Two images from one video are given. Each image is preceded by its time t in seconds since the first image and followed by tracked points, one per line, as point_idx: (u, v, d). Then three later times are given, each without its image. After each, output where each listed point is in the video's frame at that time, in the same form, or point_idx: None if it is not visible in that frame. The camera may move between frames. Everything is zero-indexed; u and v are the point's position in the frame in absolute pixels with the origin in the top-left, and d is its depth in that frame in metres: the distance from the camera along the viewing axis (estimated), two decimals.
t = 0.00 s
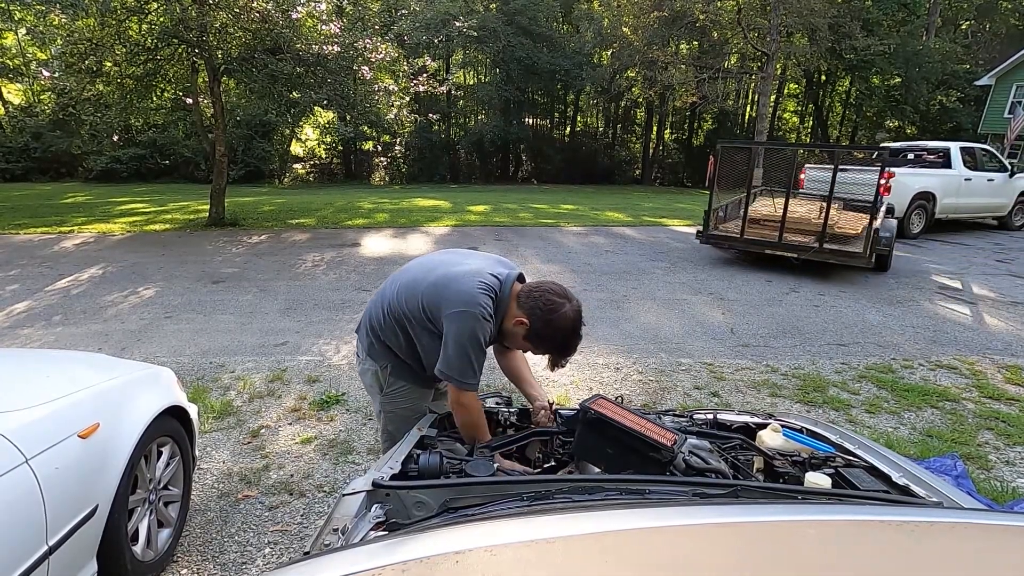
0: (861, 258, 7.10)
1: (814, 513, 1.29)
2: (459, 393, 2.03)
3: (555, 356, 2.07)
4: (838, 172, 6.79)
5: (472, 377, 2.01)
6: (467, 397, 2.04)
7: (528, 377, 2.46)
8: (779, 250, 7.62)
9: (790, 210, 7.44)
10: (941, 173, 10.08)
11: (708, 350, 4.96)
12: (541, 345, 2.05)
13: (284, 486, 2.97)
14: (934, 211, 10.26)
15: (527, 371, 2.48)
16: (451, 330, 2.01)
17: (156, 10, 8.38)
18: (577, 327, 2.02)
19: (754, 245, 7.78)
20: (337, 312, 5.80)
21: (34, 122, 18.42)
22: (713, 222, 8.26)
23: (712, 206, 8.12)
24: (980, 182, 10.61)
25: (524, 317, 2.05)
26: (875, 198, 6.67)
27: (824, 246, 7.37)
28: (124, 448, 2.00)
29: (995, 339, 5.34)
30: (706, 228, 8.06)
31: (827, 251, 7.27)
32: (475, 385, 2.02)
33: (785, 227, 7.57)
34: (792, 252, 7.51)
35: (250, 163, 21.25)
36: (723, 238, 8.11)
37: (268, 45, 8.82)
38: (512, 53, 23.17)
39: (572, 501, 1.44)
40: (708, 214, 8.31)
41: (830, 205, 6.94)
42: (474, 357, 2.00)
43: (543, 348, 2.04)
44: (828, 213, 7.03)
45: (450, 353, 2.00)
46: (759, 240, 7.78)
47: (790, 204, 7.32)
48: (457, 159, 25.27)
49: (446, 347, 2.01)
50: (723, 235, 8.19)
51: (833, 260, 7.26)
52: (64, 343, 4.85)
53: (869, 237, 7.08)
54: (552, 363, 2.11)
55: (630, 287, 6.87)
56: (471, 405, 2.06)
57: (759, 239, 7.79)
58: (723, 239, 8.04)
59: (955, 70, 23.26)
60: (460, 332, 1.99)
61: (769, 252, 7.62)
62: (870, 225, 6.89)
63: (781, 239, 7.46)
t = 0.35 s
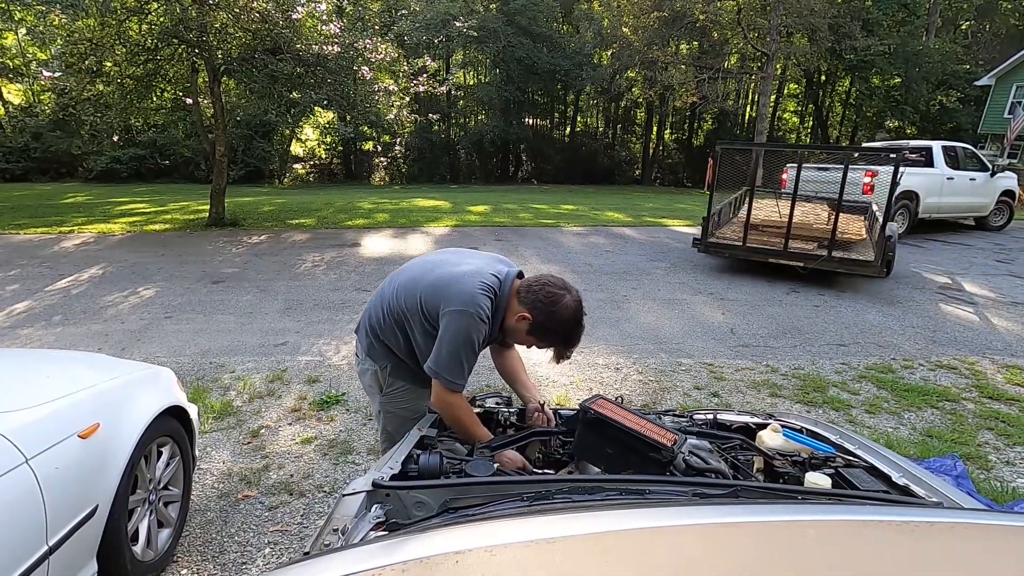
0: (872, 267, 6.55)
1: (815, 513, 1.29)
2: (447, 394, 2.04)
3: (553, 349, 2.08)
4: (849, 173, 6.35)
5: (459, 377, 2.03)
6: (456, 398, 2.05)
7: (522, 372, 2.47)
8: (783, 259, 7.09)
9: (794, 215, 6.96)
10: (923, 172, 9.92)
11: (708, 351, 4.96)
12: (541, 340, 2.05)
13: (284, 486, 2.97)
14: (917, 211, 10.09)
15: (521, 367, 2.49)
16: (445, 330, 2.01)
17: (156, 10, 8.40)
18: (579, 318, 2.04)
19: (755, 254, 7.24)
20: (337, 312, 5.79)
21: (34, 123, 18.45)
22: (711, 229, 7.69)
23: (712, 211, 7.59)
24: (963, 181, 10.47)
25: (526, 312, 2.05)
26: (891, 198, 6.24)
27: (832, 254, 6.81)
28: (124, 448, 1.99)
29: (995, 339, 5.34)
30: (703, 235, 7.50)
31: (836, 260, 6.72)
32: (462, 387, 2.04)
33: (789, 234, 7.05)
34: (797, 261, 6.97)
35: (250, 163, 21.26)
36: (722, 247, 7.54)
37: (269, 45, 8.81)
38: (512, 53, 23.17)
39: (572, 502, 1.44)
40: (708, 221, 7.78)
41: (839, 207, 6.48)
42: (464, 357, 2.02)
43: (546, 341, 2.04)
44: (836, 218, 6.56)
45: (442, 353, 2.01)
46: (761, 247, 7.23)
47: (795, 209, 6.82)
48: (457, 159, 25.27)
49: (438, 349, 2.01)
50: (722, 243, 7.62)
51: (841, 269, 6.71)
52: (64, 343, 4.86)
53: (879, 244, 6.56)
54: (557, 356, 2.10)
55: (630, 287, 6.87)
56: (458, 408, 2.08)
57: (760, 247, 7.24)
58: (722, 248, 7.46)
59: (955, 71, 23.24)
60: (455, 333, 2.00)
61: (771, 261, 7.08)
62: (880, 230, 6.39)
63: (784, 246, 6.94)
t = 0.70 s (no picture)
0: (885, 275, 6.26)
1: (816, 513, 1.29)
2: (461, 390, 2.03)
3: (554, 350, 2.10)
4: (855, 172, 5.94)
5: (471, 375, 2.02)
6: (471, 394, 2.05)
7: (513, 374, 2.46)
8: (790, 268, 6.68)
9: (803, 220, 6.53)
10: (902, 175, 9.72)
11: (708, 350, 4.96)
12: (544, 341, 2.07)
13: (284, 486, 2.97)
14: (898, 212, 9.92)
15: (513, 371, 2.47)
16: (453, 330, 2.01)
17: (156, 9, 8.40)
18: (580, 319, 2.05)
19: (761, 262, 6.78)
20: (337, 312, 5.79)
21: (33, 124, 18.44)
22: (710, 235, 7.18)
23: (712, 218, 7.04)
24: (942, 178, 10.31)
25: (528, 313, 2.05)
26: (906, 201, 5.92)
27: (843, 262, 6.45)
28: (124, 447, 2.00)
29: (995, 339, 5.34)
30: (705, 242, 6.97)
31: (847, 268, 6.40)
32: (475, 385, 2.03)
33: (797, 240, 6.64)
34: (806, 269, 6.58)
35: (250, 163, 21.24)
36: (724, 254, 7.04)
37: (268, 45, 8.80)
38: (512, 53, 23.17)
39: (572, 501, 1.44)
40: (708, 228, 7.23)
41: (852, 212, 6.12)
42: (474, 356, 2.02)
43: (548, 342, 2.06)
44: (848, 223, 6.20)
45: (451, 351, 2.00)
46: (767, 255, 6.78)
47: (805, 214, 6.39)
48: (457, 159, 25.26)
49: (448, 348, 2.01)
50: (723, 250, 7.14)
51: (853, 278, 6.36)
52: (64, 343, 4.85)
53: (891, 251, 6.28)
54: (555, 359, 2.13)
55: (630, 287, 6.88)
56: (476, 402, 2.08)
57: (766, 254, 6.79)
58: (725, 256, 6.97)
59: (955, 71, 23.24)
60: (462, 333, 2.00)
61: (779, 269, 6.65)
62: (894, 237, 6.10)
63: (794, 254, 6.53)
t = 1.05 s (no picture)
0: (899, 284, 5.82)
1: (816, 512, 1.29)
2: (455, 394, 2.04)
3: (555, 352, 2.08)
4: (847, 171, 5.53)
5: (467, 378, 2.02)
6: (462, 398, 2.05)
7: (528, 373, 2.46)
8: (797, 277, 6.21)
9: (809, 224, 6.15)
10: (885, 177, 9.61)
11: (708, 351, 4.96)
12: (545, 344, 2.06)
13: (284, 486, 2.97)
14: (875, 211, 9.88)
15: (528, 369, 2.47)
16: (451, 333, 2.01)
17: (156, 9, 8.40)
18: (583, 323, 2.03)
19: (765, 270, 6.32)
20: (337, 312, 5.79)
21: (33, 124, 18.45)
22: (710, 243, 6.71)
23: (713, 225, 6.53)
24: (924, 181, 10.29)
25: (529, 316, 2.05)
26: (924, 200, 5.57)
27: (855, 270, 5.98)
28: (124, 447, 2.00)
29: (995, 339, 5.34)
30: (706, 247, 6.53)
31: (859, 276, 5.95)
32: (470, 388, 2.03)
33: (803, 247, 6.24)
34: (814, 278, 6.13)
35: (250, 163, 21.24)
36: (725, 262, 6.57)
37: (268, 45, 8.81)
38: (512, 53, 23.18)
39: (572, 501, 1.44)
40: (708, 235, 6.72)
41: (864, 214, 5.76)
42: (473, 358, 2.02)
43: (549, 345, 2.05)
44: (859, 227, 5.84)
45: (446, 354, 2.01)
46: (771, 262, 6.34)
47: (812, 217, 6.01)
48: (457, 159, 25.28)
49: (445, 349, 2.01)
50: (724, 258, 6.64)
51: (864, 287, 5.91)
52: (64, 343, 4.85)
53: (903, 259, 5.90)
54: (559, 361, 2.11)
55: (630, 287, 6.87)
56: (464, 407, 2.07)
57: (770, 261, 6.35)
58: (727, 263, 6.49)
59: (955, 71, 23.26)
60: (461, 336, 2.00)
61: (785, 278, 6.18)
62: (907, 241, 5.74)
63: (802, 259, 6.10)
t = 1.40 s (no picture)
0: (916, 295, 5.46)
1: (818, 513, 1.28)
2: (454, 394, 2.07)
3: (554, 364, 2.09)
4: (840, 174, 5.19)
5: (465, 377, 2.04)
6: (461, 398, 2.08)
7: (525, 384, 2.40)
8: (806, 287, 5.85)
9: (820, 231, 5.71)
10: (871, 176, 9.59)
11: (708, 351, 4.96)
12: (545, 355, 2.06)
13: (284, 486, 2.97)
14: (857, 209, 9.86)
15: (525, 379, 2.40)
16: (458, 336, 2.01)
17: (156, 9, 8.40)
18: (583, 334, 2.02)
19: (772, 281, 5.94)
20: (337, 312, 5.79)
21: (33, 124, 18.44)
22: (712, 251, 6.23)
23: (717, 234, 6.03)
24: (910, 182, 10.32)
25: (532, 328, 2.05)
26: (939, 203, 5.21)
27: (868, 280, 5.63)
28: (124, 448, 1.99)
29: (996, 339, 5.34)
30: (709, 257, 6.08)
31: (871, 287, 5.62)
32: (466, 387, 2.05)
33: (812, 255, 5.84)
34: (825, 288, 5.78)
35: (250, 163, 21.22)
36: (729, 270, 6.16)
37: (269, 45, 8.81)
38: (512, 53, 23.19)
39: (572, 502, 1.44)
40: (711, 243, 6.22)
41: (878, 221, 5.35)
42: (473, 361, 2.04)
43: (549, 357, 2.04)
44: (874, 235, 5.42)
45: (449, 354, 2.02)
46: (779, 271, 5.94)
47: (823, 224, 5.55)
48: (457, 159, 25.28)
49: (448, 351, 2.02)
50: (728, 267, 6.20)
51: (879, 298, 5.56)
52: (63, 343, 4.85)
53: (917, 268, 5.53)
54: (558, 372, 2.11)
55: (630, 287, 6.87)
56: (463, 406, 2.11)
57: (778, 271, 5.95)
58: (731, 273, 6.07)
59: (956, 71, 23.26)
60: (465, 339, 2.01)
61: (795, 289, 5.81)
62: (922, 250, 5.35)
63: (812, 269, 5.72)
